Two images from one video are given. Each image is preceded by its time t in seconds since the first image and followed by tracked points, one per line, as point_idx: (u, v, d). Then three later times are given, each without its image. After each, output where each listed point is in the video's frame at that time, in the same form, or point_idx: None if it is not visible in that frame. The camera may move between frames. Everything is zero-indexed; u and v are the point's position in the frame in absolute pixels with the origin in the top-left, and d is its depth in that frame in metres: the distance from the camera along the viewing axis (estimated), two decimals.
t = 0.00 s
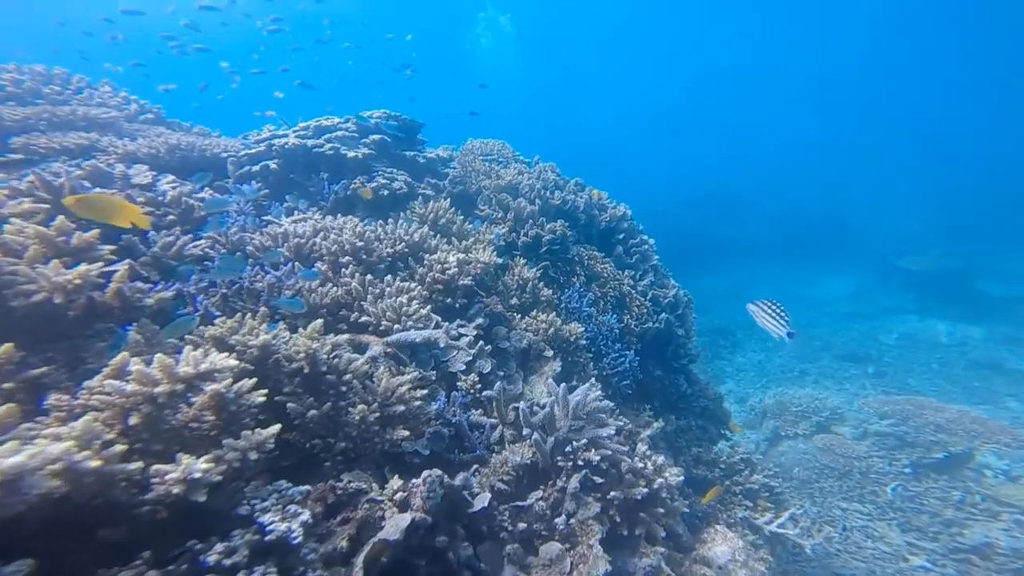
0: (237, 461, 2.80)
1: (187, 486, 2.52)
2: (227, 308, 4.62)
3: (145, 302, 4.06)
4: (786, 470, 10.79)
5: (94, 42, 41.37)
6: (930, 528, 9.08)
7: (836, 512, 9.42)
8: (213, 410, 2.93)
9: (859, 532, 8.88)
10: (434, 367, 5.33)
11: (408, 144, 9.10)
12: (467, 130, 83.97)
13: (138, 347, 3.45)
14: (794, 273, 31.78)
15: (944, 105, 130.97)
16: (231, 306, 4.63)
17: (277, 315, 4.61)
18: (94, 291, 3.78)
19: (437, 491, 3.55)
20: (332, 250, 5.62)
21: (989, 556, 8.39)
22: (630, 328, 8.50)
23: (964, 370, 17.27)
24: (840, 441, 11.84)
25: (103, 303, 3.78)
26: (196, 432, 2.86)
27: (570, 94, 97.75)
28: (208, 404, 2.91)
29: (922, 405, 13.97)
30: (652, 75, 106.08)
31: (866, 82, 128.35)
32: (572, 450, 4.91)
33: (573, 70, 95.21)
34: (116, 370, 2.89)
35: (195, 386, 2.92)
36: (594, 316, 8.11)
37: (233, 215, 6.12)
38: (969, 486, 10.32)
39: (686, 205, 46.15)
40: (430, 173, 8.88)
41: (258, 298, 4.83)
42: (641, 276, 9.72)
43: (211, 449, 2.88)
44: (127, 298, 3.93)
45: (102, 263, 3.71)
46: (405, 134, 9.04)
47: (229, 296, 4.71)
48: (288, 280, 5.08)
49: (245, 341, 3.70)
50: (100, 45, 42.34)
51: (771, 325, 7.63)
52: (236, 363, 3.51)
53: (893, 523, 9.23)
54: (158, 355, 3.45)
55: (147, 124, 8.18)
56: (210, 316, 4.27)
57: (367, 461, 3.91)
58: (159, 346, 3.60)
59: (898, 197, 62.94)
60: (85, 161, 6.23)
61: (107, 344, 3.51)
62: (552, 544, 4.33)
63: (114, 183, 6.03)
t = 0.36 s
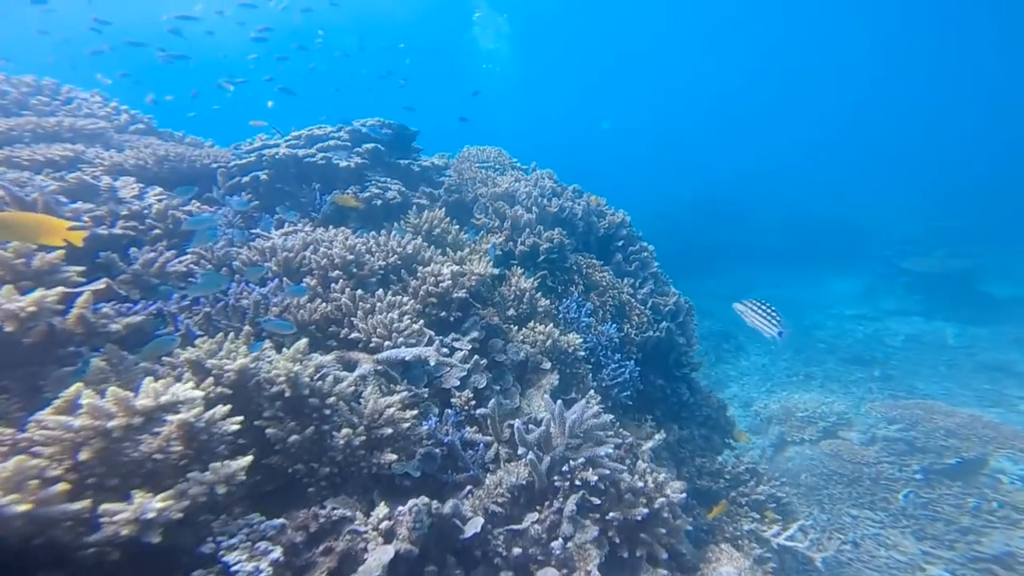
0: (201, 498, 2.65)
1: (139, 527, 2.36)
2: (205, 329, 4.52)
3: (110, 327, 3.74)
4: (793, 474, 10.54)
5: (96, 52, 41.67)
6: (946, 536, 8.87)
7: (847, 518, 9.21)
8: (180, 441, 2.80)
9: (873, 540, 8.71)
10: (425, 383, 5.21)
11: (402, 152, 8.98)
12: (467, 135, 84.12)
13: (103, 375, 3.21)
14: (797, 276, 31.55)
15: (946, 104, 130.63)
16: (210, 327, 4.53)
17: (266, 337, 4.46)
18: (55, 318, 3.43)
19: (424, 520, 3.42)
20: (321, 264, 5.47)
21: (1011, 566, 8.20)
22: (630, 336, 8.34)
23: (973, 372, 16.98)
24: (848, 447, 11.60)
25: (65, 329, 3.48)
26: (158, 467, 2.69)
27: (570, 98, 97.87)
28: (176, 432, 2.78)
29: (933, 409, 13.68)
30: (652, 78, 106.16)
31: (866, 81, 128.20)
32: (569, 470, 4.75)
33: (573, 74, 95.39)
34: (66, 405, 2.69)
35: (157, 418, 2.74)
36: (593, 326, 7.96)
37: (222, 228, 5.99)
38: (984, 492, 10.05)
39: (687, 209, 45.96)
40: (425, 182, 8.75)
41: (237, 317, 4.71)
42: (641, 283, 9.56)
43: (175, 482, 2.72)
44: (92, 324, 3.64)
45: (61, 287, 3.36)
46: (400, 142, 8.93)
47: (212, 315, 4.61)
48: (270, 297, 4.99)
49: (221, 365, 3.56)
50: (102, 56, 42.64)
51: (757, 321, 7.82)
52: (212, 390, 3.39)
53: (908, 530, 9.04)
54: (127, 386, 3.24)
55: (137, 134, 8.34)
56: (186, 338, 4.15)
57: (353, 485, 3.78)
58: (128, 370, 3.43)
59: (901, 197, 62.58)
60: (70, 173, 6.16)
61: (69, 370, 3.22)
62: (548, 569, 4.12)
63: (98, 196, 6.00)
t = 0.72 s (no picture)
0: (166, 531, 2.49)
1: (85, 569, 2.20)
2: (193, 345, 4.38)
3: (81, 349, 3.41)
4: (806, 481, 10.29)
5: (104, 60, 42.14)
6: (973, 546, 8.57)
7: (864, 527, 8.94)
8: (153, 465, 2.66)
9: (892, 549, 8.45)
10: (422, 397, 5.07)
11: (401, 157, 8.86)
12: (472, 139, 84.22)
13: (69, 400, 2.99)
14: (806, 279, 31.16)
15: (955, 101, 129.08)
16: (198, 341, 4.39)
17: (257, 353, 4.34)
18: (16, 339, 3.12)
19: (414, 549, 3.28)
20: (316, 274, 5.34)
21: None
22: (635, 345, 8.15)
23: (991, 375, 16.57)
24: (862, 453, 11.30)
25: (29, 352, 3.18)
26: (122, 495, 2.55)
27: (574, 100, 97.76)
28: (146, 459, 2.63)
29: (951, 413, 13.31)
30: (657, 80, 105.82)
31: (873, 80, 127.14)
32: (572, 488, 4.56)
33: (577, 77, 95.32)
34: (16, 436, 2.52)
35: (119, 447, 2.57)
36: (596, 335, 7.77)
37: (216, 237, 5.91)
38: (1009, 500, 9.71)
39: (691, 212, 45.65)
40: (425, 188, 8.62)
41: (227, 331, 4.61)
42: (646, 290, 9.36)
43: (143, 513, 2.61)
44: (60, 348, 3.35)
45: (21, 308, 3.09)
46: (398, 148, 8.81)
47: (201, 329, 4.48)
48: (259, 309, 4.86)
49: (206, 383, 3.44)
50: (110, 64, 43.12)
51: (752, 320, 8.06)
52: (194, 410, 3.26)
53: (929, 539, 8.77)
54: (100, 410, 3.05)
55: (135, 142, 8.41)
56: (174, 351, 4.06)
57: (344, 508, 3.63)
58: (103, 391, 3.30)
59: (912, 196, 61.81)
60: (63, 182, 6.12)
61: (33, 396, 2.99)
62: None
63: (92, 206, 5.94)
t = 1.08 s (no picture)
0: (134, 569, 2.33)
1: None
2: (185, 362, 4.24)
3: (53, 373, 3.09)
4: (826, 486, 9.96)
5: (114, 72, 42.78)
6: (1013, 554, 8.13)
7: (892, 533, 8.59)
8: (127, 496, 2.54)
9: (924, 556, 8.07)
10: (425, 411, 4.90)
11: (402, 162, 8.72)
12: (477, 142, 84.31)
13: (39, 427, 2.78)
14: (818, 280, 30.69)
15: (970, 92, 126.62)
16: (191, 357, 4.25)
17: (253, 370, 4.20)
18: None
19: None
20: (314, 285, 5.19)
21: None
22: (644, 350, 7.93)
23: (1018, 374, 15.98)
24: (885, 456, 10.93)
25: None
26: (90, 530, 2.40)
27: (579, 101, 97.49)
28: (118, 491, 2.51)
29: (979, 414, 12.82)
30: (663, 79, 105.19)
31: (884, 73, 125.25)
32: (582, 507, 4.35)
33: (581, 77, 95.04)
34: None
35: (80, 483, 2.40)
36: (605, 341, 7.54)
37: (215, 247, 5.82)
38: None
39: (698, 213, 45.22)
40: (427, 193, 8.46)
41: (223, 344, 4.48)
42: (655, 293, 9.11)
43: (118, 545, 2.48)
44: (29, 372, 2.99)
45: None
46: (399, 153, 8.68)
47: (195, 344, 4.35)
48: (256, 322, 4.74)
49: (194, 404, 3.29)
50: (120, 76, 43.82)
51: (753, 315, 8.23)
52: (179, 434, 3.12)
53: (965, 547, 8.35)
54: (73, 436, 2.84)
55: (136, 150, 8.42)
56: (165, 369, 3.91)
57: (341, 533, 3.43)
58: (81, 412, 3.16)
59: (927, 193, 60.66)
60: (61, 193, 6.07)
61: None
62: None
63: (90, 218, 5.89)
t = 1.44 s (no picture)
0: None
1: None
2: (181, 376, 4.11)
3: (25, 397, 2.96)
4: (850, 490, 9.58)
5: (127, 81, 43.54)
6: None
7: (925, 538, 8.18)
8: (99, 530, 2.42)
9: (964, 564, 7.64)
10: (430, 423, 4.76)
11: (406, 165, 8.56)
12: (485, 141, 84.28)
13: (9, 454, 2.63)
14: (832, 278, 30.16)
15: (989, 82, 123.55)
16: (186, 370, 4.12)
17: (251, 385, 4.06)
18: None
19: None
20: (316, 295, 5.02)
21: None
22: (658, 355, 7.70)
23: None
24: (912, 459, 10.51)
25: None
26: (55, 568, 2.24)
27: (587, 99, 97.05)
28: (88, 524, 2.38)
29: (1011, 414, 12.30)
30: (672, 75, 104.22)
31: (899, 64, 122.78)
32: (595, 527, 4.14)
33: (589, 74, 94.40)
34: None
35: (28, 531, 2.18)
36: (616, 347, 7.30)
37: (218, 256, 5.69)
38: None
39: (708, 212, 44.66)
40: (432, 196, 8.29)
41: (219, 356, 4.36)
42: (668, 295, 8.85)
43: None
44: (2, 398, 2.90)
45: None
46: (403, 155, 8.52)
47: (191, 359, 4.21)
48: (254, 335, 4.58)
49: (183, 424, 3.14)
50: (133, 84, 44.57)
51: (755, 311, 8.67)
52: (167, 457, 2.98)
53: (1009, 555, 7.86)
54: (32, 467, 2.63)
55: (140, 157, 8.35)
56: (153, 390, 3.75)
57: (341, 559, 3.23)
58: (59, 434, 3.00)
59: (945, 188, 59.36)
60: (61, 201, 5.98)
61: None
62: None
63: (91, 227, 5.79)
